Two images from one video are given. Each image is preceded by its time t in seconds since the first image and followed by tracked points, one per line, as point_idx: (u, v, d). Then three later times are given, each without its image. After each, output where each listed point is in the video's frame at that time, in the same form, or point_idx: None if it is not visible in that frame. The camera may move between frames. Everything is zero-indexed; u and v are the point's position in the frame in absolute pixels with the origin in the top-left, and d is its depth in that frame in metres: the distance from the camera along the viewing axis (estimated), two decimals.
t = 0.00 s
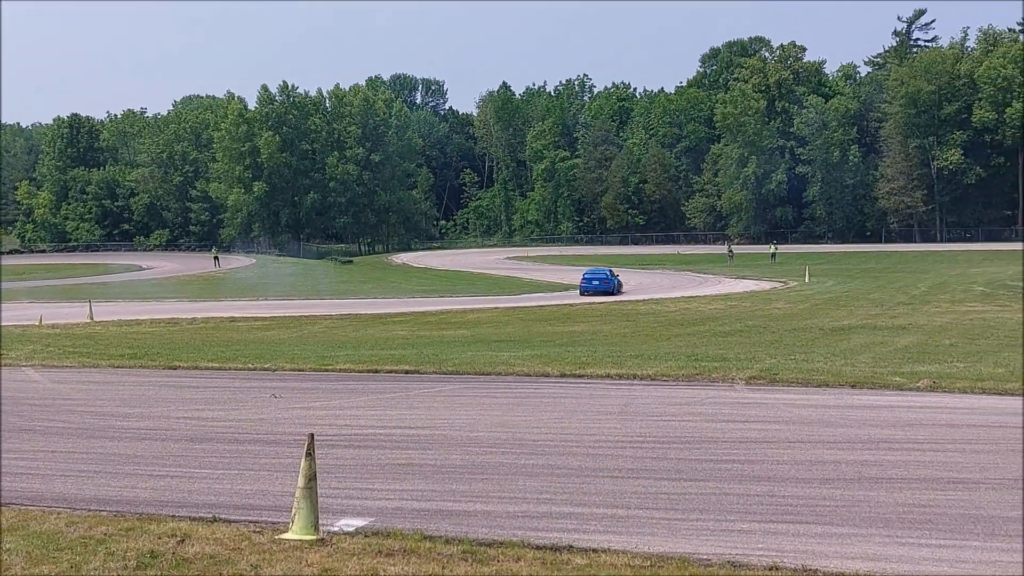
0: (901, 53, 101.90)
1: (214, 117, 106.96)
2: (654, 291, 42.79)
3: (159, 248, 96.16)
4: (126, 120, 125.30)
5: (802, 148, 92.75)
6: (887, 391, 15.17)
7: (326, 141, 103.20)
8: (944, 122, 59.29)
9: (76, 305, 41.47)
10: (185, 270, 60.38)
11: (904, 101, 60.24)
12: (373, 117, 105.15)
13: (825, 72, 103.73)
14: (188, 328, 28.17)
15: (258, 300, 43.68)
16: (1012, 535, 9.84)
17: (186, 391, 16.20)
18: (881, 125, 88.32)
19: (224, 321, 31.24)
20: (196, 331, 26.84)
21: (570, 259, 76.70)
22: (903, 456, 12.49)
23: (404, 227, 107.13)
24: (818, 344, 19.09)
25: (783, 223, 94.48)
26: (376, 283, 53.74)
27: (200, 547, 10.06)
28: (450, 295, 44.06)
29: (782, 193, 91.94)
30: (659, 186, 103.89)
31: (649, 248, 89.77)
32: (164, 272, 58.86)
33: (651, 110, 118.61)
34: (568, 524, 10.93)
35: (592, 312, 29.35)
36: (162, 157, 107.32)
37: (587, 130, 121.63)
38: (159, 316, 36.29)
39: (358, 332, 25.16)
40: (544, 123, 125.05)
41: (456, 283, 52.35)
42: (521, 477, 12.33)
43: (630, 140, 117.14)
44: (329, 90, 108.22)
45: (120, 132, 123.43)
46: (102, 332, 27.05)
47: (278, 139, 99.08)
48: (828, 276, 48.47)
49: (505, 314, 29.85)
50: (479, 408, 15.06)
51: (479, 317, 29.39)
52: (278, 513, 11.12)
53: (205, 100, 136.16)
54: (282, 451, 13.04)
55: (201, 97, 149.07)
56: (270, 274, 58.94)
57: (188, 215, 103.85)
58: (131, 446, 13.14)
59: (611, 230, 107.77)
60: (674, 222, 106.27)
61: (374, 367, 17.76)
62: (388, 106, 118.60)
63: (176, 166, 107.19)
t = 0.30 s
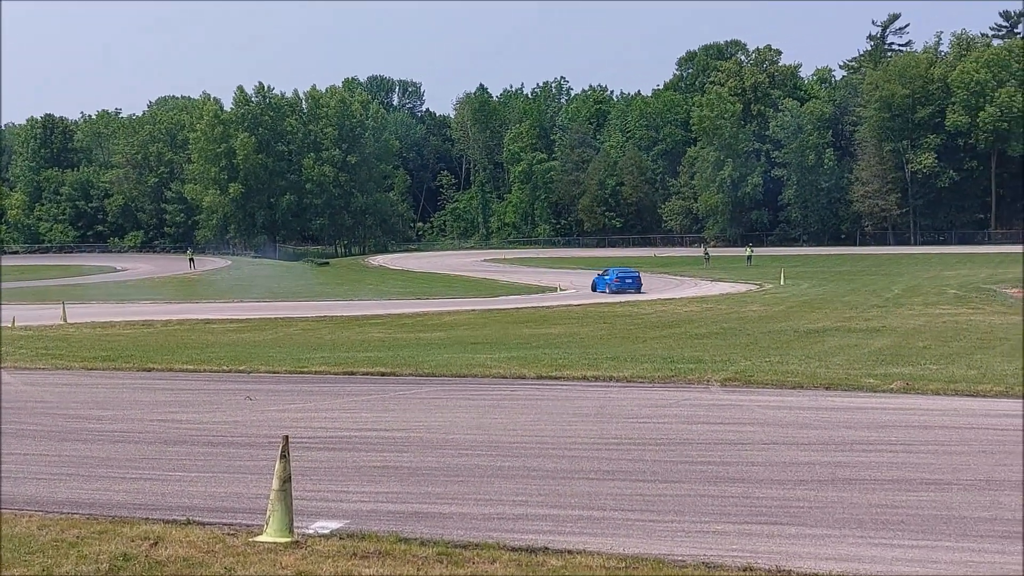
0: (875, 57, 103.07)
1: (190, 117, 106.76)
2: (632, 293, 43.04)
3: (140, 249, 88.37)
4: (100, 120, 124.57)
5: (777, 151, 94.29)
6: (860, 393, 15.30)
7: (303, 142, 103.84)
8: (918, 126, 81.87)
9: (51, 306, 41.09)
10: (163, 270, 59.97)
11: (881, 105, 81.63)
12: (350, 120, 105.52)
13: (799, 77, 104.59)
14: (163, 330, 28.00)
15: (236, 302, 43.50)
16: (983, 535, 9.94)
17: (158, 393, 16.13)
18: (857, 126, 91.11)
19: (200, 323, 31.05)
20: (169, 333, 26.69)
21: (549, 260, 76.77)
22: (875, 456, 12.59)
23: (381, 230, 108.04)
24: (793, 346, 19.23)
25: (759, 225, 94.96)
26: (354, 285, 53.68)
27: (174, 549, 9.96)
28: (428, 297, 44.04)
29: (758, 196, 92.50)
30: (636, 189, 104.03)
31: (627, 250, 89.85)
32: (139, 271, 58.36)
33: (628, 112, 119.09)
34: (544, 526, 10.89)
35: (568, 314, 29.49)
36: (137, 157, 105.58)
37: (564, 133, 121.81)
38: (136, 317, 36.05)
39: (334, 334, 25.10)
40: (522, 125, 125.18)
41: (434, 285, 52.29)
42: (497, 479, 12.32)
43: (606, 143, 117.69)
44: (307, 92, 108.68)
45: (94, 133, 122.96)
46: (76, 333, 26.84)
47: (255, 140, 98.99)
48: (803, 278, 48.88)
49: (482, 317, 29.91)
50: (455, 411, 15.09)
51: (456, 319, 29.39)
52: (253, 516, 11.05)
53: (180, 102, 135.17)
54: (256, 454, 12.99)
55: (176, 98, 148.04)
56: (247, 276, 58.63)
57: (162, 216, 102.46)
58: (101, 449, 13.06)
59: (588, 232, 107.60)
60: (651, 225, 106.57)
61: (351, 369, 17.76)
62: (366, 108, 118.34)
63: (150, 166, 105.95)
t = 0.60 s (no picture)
0: (858, 61, 103.56)
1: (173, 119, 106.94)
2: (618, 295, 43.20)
3: (120, 250, 96.56)
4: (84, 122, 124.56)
5: (760, 154, 95.08)
6: (843, 395, 15.37)
7: (286, 144, 102.84)
8: (900, 129, 80.44)
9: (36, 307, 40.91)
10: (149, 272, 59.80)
11: (864, 108, 82.89)
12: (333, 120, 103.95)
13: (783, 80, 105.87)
14: (146, 332, 27.93)
15: (222, 304, 43.50)
16: (963, 536, 9.98)
17: (140, 396, 16.11)
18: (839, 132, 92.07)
19: (184, 325, 30.99)
20: (153, 336, 26.62)
21: (535, 263, 76.87)
22: (856, 458, 12.64)
23: (365, 231, 108.26)
24: (777, 348, 19.32)
25: (742, 228, 95.84)
26: (339, 287, 53.66)
27: (155, 553, 9.90)
28: (413, 299, 44.10)
29: (741, 199, 93.63)
30: (621, 191, 104.09)
31: (610, 253, 89.92)
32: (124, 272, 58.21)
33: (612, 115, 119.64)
34: (528, 528, 10.87)
35: (554, 316, 29.57)
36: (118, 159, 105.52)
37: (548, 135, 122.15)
38: (121, 319, 35.97)
39: (317, 336, 25.08)
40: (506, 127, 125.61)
41: (419, 287, 52.31)
42: (480, 482, 12.31)
43: (591, 146, 117.28)
44: (291, 92, 107.50)
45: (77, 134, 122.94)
46: (59, 336, 26.74)
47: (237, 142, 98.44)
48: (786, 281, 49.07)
49: (467, 319, 29.94)
50: (439, 413, 15.10)
51: (441, 320, 29.40)
52: (235, 518, 11.00)
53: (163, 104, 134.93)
54: (239, 457, 12.95)
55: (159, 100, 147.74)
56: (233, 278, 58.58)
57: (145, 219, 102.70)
58: (83, 452, 13.02)
59: (572, 235, 107.29)
60: (635, 228, 106.37)
61: (334, 371, 17.75)
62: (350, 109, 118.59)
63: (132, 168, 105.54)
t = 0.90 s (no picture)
0: (849, 64, 104.04)
1: (165, 122, 107.10)
2: (610, 299, 43.26)
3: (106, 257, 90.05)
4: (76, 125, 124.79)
5: (752, 157, 95.70)
6: (835, 397, 15.42)
7: (278, 147, 103.15)
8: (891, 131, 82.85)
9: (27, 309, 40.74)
10: (142, 275, 59.70)
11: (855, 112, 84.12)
12: (325, 123, 104.80)
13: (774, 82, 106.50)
14: (137, 336, 27.83)
15: (213, 307, 43.40)
16: (954, 539, 10.01)
17: (131, 399, 16.07)
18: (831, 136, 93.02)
19: (175, 328, 30.89)
20: (144, 339, 26.55)
21: (529, 266, 76.80)
22: (846, 461, 12.68)
23: (357, 234, 107.50)
24: (769, 351, 19.44)
25: (734, 231, 96.25)
26: (332, 290, 53.56)
27: (145, 556, 9.85)
28: (404, 302, 44.07)
29: (732, 202, 93.72)
30: (612, 195, 104.49)
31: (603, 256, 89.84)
32: (116, 275, 57.98)
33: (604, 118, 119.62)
34: (519, 530, 10.87)
35: (546, 318, 29.56)
36: (111, 162, 105.76)
37: (541, 137, 122.07)
38: (113, 323, 35.84)
39: (308, 340, 25.04)
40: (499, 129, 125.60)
41: (412, 290, 52.28)
42: (470, 485, 12.32)
43: (582, 149, 118.15)
44: (282, 96, 107.90)
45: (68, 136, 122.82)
46: (50, 339, 26.61)
47: (231, 145, 99.12)
48: (778, 284, 49.26)
49: (460, 322, 29.95)
50: (431, 415, 15.11)
51: (434, 324, 29.37)
52: (226, 522, 10.96)
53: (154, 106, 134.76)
54: (228, 460, 12.91)
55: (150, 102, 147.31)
56: (225, 281, 58.43)
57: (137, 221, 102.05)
58: (75, 455, 13.00)
59: (566, 237, 107.56)
60: (627, 231, 106.11)
61: (326, 374, 17.74)
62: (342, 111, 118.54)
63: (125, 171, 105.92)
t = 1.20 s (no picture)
0: (838, 68, 103.98)
1: (155, 124, 106.83)
2: (598, 301, 43.32)
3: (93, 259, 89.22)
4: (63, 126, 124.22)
5: (740, 161, 95.60)
6: (823, 400, 15.45)
7: (267, 149, 102.64)
8: (880, 136, 83.59)
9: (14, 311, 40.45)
10: (131, 277, 59.38)
11: (844, 115, 83.12)
12: (314, 126, 106.71)
13: (764, 85, 106.58)
14: (123, 339, 27.68)
15: (202, 310, 43.20)
16: (941, 542, 10.03)
17: (118, 402, 16.00)
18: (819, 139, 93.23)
19: (163, 331, 30.72)
20: (131, 341, 26.39)
21: (520, 269, 76.75)
22: (834, 463, 12.71)
23: (346, 237, 108.76)
24: (757, 353, 19.51)
25: (723, 234, 95.48)
26: (321, 293, 53.41)
27: (133, 559, 9.82)
28: (393, 305, 43.99)
29: (721, 205, 93.35)
30: (602, 198, 104.33)
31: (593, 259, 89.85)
32: (104, 276, 57.68)
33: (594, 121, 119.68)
34: (508, 533, 10.87)
35: (535, 321, 29.56)
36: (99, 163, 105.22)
37: (530, 141, 122.17)
38: (101, 326, 35.66)
39: (297, 342, 24.99)
40: (488, 132, 125.52)
41: (401, 293, 52.22)
42: (459, 488, 12.31)
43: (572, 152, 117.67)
44: (271, 98, 108.42)
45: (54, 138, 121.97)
46: (34, 341, 26.42)
47: (220, 147, 98.91)
48: (766, 287, 49.41)
49: (449, 324, 29.93)
50: (419, 418, 15.11)
51: (422, 327, 29.34)
52: (213, 525, 10.93)
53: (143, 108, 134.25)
54: (215, 464, 12.88)
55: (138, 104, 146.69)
56: (214, 284, 58.17)
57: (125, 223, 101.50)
58: (60, 458, 12.94)
59: (555, 240, 107.48)
60: (617, 233, 106.49)
61: (313, 377, 17.72)
62: (332, 114, 118.50)
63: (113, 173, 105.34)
